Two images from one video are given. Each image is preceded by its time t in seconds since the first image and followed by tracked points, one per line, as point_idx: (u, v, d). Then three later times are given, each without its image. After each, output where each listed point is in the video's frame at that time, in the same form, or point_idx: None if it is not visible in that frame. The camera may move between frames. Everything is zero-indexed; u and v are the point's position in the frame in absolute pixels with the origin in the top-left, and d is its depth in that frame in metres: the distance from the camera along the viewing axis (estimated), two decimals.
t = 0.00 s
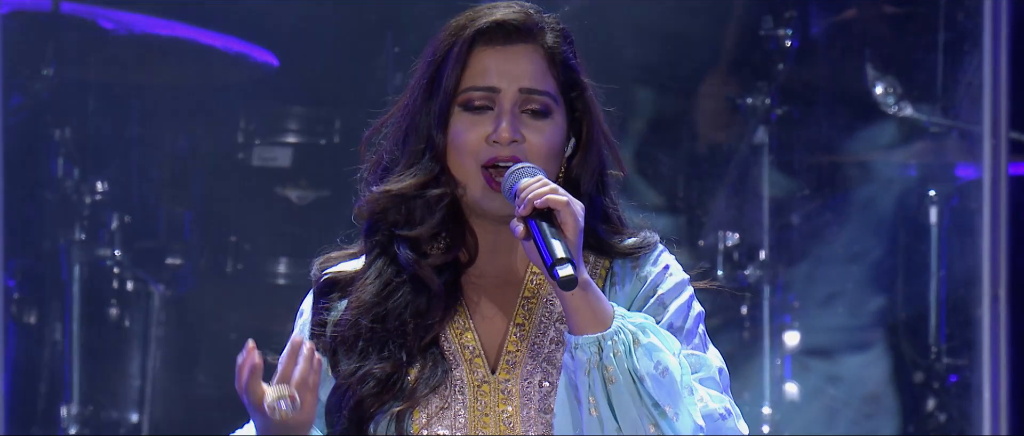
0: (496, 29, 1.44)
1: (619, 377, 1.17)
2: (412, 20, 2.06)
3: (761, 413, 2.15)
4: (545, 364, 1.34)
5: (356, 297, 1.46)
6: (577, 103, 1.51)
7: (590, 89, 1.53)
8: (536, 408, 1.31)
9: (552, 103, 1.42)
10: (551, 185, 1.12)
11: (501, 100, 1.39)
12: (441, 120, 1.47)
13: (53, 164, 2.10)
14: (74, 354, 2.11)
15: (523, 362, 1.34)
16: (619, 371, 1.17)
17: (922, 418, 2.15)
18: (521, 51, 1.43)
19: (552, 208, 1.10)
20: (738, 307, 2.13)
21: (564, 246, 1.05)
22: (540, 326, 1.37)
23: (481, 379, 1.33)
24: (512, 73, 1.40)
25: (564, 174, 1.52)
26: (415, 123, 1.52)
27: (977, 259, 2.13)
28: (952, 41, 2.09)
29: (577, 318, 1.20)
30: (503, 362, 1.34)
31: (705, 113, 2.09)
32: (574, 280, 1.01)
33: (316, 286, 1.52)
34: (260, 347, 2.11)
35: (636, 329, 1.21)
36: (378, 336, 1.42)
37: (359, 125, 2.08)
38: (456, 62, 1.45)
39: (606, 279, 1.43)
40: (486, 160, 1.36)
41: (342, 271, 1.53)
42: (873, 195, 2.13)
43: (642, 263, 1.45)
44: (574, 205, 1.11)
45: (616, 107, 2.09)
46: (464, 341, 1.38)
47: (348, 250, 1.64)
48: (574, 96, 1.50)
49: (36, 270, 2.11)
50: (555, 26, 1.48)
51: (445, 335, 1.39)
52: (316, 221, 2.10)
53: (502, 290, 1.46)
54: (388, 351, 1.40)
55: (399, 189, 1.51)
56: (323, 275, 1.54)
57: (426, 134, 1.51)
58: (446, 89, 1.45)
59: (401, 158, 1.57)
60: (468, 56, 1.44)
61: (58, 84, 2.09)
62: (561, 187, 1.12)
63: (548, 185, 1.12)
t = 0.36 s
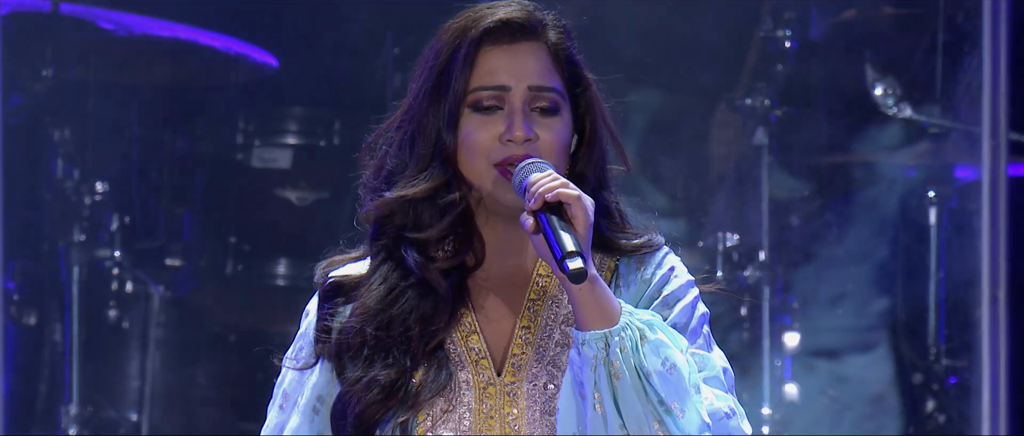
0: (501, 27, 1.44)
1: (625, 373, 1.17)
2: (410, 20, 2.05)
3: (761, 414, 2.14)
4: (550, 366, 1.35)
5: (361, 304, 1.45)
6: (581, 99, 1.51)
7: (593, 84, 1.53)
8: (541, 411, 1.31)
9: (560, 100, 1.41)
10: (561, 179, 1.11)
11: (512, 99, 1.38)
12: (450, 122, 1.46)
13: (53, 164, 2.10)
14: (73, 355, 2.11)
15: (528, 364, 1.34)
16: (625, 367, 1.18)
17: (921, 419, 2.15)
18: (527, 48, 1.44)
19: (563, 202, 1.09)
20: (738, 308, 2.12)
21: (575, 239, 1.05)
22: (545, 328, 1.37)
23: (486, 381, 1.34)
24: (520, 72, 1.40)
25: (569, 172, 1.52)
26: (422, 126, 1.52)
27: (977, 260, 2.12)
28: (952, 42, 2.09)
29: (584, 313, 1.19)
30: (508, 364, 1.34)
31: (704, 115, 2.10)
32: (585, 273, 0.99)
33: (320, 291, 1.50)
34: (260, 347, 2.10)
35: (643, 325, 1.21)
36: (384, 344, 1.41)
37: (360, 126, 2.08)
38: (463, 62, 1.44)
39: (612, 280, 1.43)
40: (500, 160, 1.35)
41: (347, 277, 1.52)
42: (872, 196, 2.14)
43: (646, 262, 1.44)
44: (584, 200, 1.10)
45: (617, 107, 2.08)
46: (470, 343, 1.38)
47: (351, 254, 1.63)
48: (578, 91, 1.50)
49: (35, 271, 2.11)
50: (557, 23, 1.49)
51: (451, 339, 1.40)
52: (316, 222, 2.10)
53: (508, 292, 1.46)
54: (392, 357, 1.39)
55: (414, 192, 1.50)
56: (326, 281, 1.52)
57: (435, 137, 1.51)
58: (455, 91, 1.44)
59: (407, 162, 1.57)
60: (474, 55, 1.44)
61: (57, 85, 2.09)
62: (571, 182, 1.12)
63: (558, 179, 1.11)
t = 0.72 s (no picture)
0: (502, 34, 1.43)
1: (631, 380, 1.17)
2: (411, 20, 2.06)
3: (760, 414, 2.16)
4: (556, 368, 1.35)
5: (365, 309, 1.46)
6: (581, 99, 1.51)
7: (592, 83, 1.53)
8: (547, 412, 1.32)
9: (563, 102, 1.42)
10: (569, 186, 1.11)
11: (516, 106, 1.38)
12: (452, 131, 1.46)
13: (53, 164, 2.10)
14: (73, 355, 2.11)
15: (534, 366, 1.35)
16: (631, 374, 1.18)
17: (920, 418, 2.15)
18: (528, 54, 1.43)
19: (571, 208, 1.09)
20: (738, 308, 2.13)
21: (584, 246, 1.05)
22: (549, 329, 1.38)
23: (492, 383, 1.34)
24: (523, 78, 1.40)
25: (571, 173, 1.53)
26: (424, 135, 1.51)
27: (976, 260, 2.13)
28: (951, 42, 2.09)
29: (591, 318, 1.19)
30: (513, 366, 1.35)
31: (704, 114, 2.09)
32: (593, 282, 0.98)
33: (323, 297, 1.51)
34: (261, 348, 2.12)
35: (650, 332, 1.20)
36: (389, 350, 1.41)
37: (359, 126, 2.08)
38: (465, 70, 1.43)
39: (617, 283, 1.42)
40: (507, 167, 1.35)
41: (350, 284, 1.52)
42: (871, 195, 2.13)
43: (652, 263, 1.45)
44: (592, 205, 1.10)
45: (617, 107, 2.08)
46: (475, 345, 1.39)
47: (352, 256, 1.64)
48: (578, 91, 1.51)
49: (34, 271, 2.12)
50: (555, 25, 1.49)
51: (457, 341, 1.40)
52: (315, 221, 2.10)
53: (513, 295, 1.47)
54: (396, 363, 1.40)
55: (421, 205, 1.49)
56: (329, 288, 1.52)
57: (439, 145, 1.49)
58: (461, 96, 1.43)
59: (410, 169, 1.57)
60: (475, 63, 1.43)
61: (56, 84, 2.10)
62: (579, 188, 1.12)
63: (566, 185, 1.11)
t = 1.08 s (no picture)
0: (493, 36, 1.43)
1: (626, 380, 1.16)
2: (411, 20, 2.06)
3: (761, 413, 2.15)
4: (561, 368, 1.35)
5: (370, 308, 1.44)
6: (581, 97, 1.50)
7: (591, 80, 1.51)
8: (552, 412, 1.32)
9: (558, 102, 1.41)
10: (560, 188, 1.11)
11: (507, 107, 1.38)
12: (447, 135, 1.47)
13: (53, 164, 2.11)
14: (73, 355, 2.11)
15: (539, 366, 1.35)
16: (626, 374, 1.16)
17: (921, 418, 2.15)
18: (519, 55, 1.43)
19: (562, 210, 1.10)
20: (738, 308, 2.12)
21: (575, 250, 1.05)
22: (555, 329, 1.37)
23: (497, 383, 1.34)
24: (513, 79, 1.40)
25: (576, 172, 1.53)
26: (421, 138, 1.51)
27: (976, 259, 2.13)
28: (951, 42, 2.09)
29: (586, 320, 1.17)
30: (518, 366, 1.35)
31: (704, 114, 2.09)
32: (584, 286, 0.99)
33: (329, 299, 1.50)
34: (259, 346, 2.10)
35: (644, 331, 1.19)
36: (395, 347, 1.41)
37: (360, 126, 2.07)
38: (456, 73, 1.44)
39: (622, 282, 1.43)
40: (499, 169, 1.35)
41: (355, 284, 1.51)
42: (871, 195, 2.13)
43: (658, 261, 1.45)
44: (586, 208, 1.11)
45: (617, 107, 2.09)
46: (480, 344, 1.39)
47: (358, 257, 1.65)
48: (576, 90, 1.49)
49: (35, 271, 2.12)
50: (551, 25, 1.48)
51: (462, 340, 1.41)
52: (315, 221, 2.10)
53: (517, 296, 1.47)
54: (402, 360, 1.39)
55: (415, 209, 1.50)
56: (335, 289, 1.52)
57: (435, 148, 1.50)
58: (451, 100, 1.44)
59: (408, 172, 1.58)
60: (466, 66, 1.44)
61: (56, 84, 2.10)
62: (570, 189, 1.11)
63: (558, 188, 1.11)
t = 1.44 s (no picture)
0: (490, 40, 1.44)
1: (619, 385, 1.16)
2: (411, 20, 2.05)
3: (761, 414, 2.14)
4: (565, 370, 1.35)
5: (375, 304, 1.45)
6: (585, 101, 1.48)
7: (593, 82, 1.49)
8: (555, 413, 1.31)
9: (557, 107, 1.40)
10: (547, 194, 1.10)
11: (503, 112, 1.38)
12: (446, 139, 1.47)
13: (54, 164, 2.11)
14: (74, 355, 2.11)
15: (542, 366, 1.35)
16: (620, 379, 1.16)
17: (922, 419, 2.15)
18: (516, 60, 1.42)
19: (551, 217, 1.09)
20: (738, 309, 2.13)
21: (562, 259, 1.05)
22: (559, 330, 1.37)
23: (501, 383, 1.34)
24: (509, 83, 1.40)
25: (581, 173, 1.51)
26: (423, 141, 1.52)
27: (977, 260, 2.13)
28: (952, 42, 2.09)
29: (579, 327, 1.17)
30: (522, 367, 1.35)
31: (705, 115, 2.09)
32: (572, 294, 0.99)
33: (334, 297, 1.50)
34: (260, 347, 2.11)
35: (638, 336, 1.18)
36: (400, 342, 1.42)
37: (359, 126, 2.07)
38: (454, 77, 1.44)
39: (627, 283, 1.44)
40: (495, 176, 1.35)
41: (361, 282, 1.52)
42: (873, 196, 2.12)
43: (662, 263, 1.45)
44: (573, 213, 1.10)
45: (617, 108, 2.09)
46: (485, 345, 1.39)
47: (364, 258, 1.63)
48: (579, 94, 1.47)
49: (36, 271, 2.12)
50: (553, 29, 1.48)
51: (467, 340, 1.41)
52: (315, 222, 2.09)
53: (522, 296, 1.46)
54: (407, 355, 1.40)
55: (411, 210, 1.51)
56: (341, 287, 1.52)
57: (434, 151, 1.50)
58: (448, 104, 1.45)
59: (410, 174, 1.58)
60: (464, 69, 1.44)
61: (57, 85, 2.11)
62: (558, 195, 1.11)
63: (546, 194, 1.10)
